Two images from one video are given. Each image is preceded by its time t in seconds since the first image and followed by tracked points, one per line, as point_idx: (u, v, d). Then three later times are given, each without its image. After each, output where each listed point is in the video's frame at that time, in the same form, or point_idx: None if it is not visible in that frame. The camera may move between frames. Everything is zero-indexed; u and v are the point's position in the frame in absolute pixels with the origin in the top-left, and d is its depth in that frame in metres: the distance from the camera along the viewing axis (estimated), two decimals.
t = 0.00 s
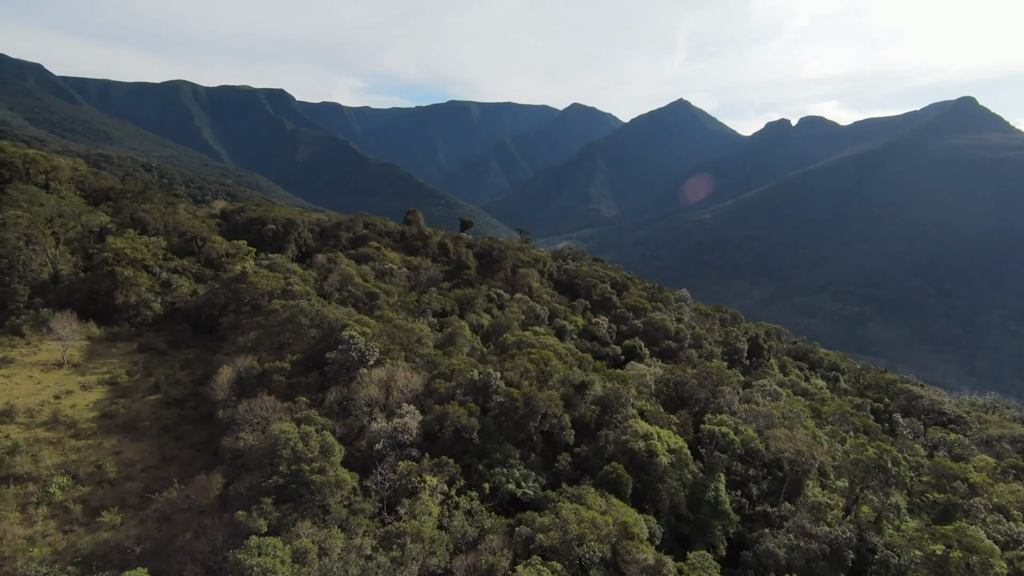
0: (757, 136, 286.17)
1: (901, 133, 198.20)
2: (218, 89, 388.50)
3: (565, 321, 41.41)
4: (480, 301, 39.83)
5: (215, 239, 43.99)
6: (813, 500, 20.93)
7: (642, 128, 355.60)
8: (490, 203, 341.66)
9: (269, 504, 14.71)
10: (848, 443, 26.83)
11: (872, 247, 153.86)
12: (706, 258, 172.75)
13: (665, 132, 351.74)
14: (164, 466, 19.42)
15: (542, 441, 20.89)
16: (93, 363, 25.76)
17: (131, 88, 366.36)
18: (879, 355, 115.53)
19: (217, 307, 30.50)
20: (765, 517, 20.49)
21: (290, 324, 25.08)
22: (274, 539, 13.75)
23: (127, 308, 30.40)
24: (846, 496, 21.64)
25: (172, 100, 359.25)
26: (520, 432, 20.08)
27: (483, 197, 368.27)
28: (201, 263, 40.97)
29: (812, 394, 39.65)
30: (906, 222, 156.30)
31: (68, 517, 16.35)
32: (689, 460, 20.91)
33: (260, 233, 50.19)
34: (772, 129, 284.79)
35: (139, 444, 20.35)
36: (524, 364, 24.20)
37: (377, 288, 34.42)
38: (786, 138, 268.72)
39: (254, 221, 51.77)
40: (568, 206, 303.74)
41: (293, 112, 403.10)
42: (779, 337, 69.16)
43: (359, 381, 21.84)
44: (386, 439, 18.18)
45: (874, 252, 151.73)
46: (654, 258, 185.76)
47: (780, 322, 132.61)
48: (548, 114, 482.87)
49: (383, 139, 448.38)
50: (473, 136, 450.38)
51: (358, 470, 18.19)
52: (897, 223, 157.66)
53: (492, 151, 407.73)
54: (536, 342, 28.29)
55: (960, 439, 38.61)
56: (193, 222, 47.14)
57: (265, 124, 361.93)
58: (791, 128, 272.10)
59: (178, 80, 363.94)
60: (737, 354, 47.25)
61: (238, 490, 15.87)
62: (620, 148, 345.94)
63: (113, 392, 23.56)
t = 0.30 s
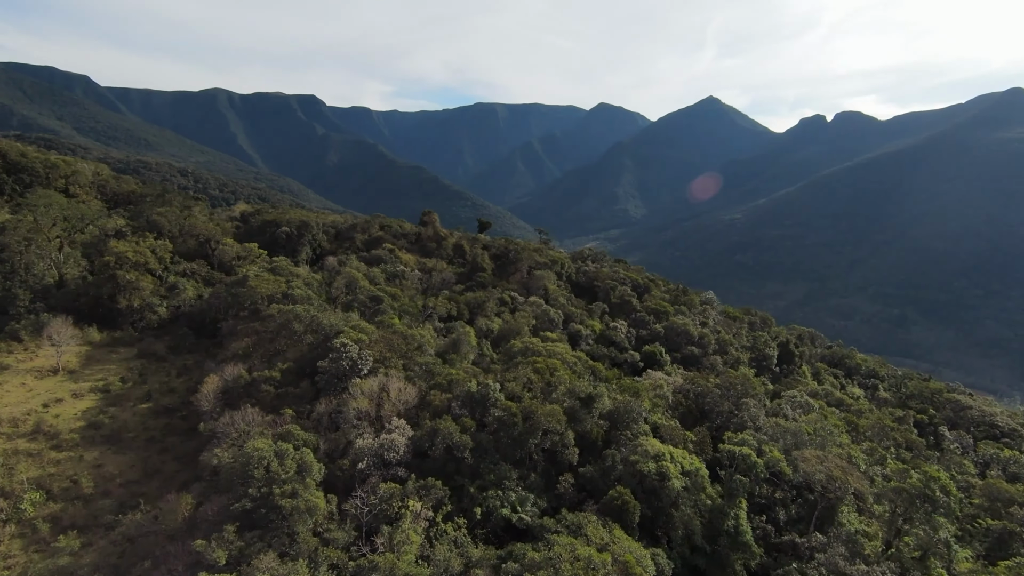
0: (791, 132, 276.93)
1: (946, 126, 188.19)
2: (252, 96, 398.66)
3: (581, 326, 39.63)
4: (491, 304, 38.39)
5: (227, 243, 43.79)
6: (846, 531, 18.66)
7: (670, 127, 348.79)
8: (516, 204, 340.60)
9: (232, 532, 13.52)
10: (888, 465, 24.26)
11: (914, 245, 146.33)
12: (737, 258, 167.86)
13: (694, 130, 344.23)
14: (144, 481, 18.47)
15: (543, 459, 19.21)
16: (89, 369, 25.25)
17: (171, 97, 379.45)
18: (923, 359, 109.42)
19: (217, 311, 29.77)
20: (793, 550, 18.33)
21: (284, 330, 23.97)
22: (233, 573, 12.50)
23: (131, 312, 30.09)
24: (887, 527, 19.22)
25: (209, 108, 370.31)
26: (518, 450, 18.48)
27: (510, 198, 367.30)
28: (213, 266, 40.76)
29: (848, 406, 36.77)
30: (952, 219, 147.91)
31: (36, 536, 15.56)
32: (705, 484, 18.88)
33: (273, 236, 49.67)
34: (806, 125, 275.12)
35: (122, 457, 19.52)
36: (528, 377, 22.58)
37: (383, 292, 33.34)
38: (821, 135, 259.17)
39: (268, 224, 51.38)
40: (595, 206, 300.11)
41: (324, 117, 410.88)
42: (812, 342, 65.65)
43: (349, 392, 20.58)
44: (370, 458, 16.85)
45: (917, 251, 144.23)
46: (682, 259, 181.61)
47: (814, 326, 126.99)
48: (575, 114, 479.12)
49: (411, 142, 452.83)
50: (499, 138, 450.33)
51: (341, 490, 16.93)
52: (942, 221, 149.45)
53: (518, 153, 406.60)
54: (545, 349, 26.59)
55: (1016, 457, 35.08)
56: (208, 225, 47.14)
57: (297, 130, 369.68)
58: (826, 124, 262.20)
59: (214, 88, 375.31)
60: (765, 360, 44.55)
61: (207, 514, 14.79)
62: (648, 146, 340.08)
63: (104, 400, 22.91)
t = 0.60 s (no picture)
0: (818, 127, 268.45)
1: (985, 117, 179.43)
2: (277, 101, 405.67)
3: (591, 330, 37.82)
4: (497, 307, 36.90)
5: (231, 246, 43.35)
6: (883, 567, 16.51)
7: (693, 124, 342.43)
8: (536, 205, 338.38)
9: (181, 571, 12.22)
10: (924, 491, 21.88)
11: (950, 242, 139.75)
12: (762, 257, 163.18)
13: (717, 127, 337.04)
14: (113, 500, 17.38)
15: (538, 482, 17.58)
16: (75, 377, 24.46)
17: (200, 104, 388.89)
18: (960, 361, 103.99)
19: (209, 316, 28.84)
20: None
21: (270, 338, 22.79)
22: None
23: (126, 318, 29.53)
24: (929, 564, 16.96)
25: (235, 113, 378.07)
26: (508, 472, 16.90)
27: (530, 197, 365.43)
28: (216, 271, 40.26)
29: (880, 418, 34.06)
30: (991, 214, 140.76)
31: None
32: (721, 513, 16.90)
33: (279, 238, 48.64)
34: (834, 120, 266.38)
35: (95, 473, 18.52)
36: (526, 389, 20.97)
37: (383, 296, 32.15)
38: (850, 129, 250.55)
39: (275, 226, 50.44)
40: (616, 205, 296.32)
41: (347, 120, 416.04)
42: (841, 345, 62.39)
43: (333, 405, 19.30)
44: (346, 481, 15.48)
45: (953, 247, 137.60)
46: (705, 258, 177.71)
47: (842, 326, 122.08)
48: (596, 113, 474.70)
49: (431, 144, 454.90)
50: (519, 138, 449.14)
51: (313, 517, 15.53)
52: (981, 216, 142.43)
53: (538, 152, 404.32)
54: (548, 357, 24.94)
55: None
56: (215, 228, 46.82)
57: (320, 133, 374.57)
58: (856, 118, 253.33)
59: (241, 94, 383.08)
60: (788, 366, 42.00)
61: (163, 543, 13.52)
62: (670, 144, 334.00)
63: (85, 411, 22.05)
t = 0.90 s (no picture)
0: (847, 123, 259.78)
1: None
2: (301, 106, 411.37)
3: (603, 336, 35.91)
4: (503, 312, 35.31)
5: (235, 250, 42.66)
6: None
7: (716, 122, 335.52)
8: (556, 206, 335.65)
9: None
10: (971, 522, 19.46)
11: (989, 240, 132.94)
12: (789, 257, 157.95)
13: (740, 125, 329.75)
14: (78, 525, 16.27)
15: (530, 511, 15.93)
16: (61, 389, 23.65)
17: (227, 110, 396.94)
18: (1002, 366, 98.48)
19: (202, 324, 27.83)
20: None
21: (254, 350, 21.53)
22: None
23: (120, 326, 28.80)
24: None
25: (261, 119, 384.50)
26: (496, 502, 15.28)
27: (550, 198, 363.13)
28: (218, 276, 39.60)
29: (918, 433, 31.34)
30: None
31: None
32: (738, 549, 14.95)
33: (286, 242, 47.76)
34: (864, 115, 257.59)
35: (64, 494, 17.49)
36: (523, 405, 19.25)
37: (382, 302, 30.82)
38: (881, 124, 241.67)
39: (282, 229, 49.53)
40: (638, 205, 291.96)
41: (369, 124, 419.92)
42: (872, 350, 58.98)
43: (312, 423, 17.95)
44: (316, 512, 14.10)
45: (993, 245, 130.84)
46: (729, 258, 173.18)
47: (874, 328, 116.68)
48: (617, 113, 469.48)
49: (451, 146, 456.01)
50: (539, 139, 447.18)
51: (280, 550, 14.21)
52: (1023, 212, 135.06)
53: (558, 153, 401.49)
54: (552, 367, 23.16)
55: None
56: (222, 233, 46.25)
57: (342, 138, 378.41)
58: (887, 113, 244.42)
59: (266, 100, 389.75)
60: (816, 374, 39.39)
61: None
62: (693, 142, 327.90)
63: (65, 424, 21.14)
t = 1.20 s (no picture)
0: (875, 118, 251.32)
1: None
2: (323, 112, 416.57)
3: (614, 344, 34.01)
4: (508, 319, 33.72)
5: (237, 254, 41.97)
6: None
7: (739, 120, 328.60)
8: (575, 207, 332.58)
9: None
10: None
11: None
12: (815, 257, 152.92)
13: (764, 123, 322.30)
14: (35, 554, 15.17)
15: (518, 548, 14.26)
16: (44, 402, 22.84)
17: (252, 117, 404.66)
18: None
19: (192, 332, 26.91)
20: None
21: (233, 363, 20.31)
22: None
23: (112, 334, 28.07)
24: None
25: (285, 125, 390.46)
26: (478, 539, 13.66)
27: (569, 199, 360.41)
28: (220, 281, 38.90)
29: (961, 451, 28.60)
30: None
31: None
32: None
33: (292, 246, 47.04)
34: (893, 110, 248.93)
35: (26, 518, 16.48)
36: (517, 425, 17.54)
37: (379, 308, 29.46)
38: (913, 119, 232.80)
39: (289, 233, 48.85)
40: (659, 205, 287.42)
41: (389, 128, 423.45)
42: (906, 356, 55.58)
43: (286, 444, 16.56)
44: (274, 551, 12.69)
45: None
46: (753, 259, 168.68)
47: (906, 331, 111.59)
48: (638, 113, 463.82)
49: (471, 149, 456.63)
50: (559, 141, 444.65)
51: None
52: None
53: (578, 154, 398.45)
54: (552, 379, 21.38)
55: None
56: (228, 237, 45.70)
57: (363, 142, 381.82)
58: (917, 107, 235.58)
59: (290, 106, 396.03)
60: (846, 384, 36.77)
61: None
62: (715, 141, 321.81)
63: (41, 439, 20.26)
